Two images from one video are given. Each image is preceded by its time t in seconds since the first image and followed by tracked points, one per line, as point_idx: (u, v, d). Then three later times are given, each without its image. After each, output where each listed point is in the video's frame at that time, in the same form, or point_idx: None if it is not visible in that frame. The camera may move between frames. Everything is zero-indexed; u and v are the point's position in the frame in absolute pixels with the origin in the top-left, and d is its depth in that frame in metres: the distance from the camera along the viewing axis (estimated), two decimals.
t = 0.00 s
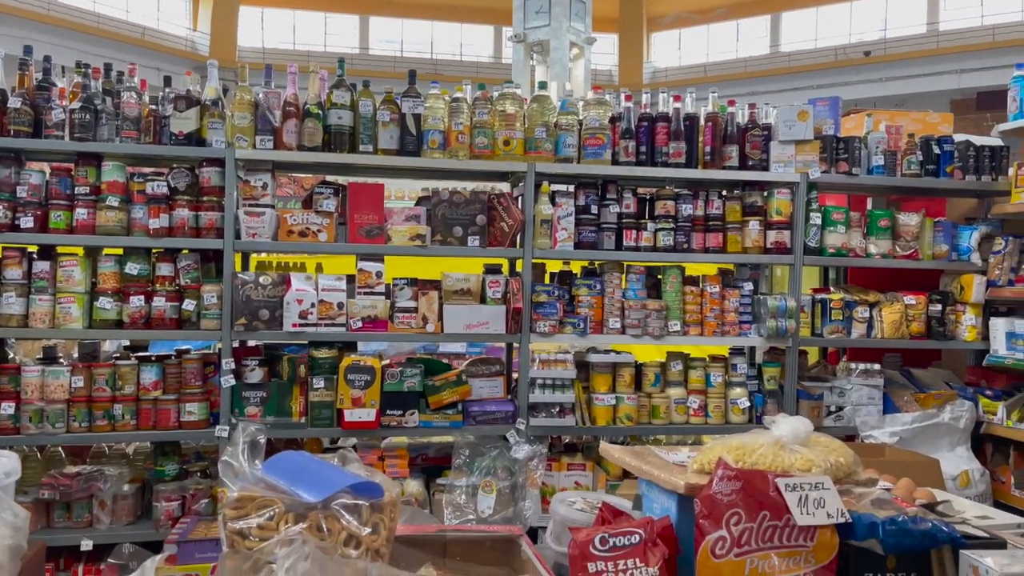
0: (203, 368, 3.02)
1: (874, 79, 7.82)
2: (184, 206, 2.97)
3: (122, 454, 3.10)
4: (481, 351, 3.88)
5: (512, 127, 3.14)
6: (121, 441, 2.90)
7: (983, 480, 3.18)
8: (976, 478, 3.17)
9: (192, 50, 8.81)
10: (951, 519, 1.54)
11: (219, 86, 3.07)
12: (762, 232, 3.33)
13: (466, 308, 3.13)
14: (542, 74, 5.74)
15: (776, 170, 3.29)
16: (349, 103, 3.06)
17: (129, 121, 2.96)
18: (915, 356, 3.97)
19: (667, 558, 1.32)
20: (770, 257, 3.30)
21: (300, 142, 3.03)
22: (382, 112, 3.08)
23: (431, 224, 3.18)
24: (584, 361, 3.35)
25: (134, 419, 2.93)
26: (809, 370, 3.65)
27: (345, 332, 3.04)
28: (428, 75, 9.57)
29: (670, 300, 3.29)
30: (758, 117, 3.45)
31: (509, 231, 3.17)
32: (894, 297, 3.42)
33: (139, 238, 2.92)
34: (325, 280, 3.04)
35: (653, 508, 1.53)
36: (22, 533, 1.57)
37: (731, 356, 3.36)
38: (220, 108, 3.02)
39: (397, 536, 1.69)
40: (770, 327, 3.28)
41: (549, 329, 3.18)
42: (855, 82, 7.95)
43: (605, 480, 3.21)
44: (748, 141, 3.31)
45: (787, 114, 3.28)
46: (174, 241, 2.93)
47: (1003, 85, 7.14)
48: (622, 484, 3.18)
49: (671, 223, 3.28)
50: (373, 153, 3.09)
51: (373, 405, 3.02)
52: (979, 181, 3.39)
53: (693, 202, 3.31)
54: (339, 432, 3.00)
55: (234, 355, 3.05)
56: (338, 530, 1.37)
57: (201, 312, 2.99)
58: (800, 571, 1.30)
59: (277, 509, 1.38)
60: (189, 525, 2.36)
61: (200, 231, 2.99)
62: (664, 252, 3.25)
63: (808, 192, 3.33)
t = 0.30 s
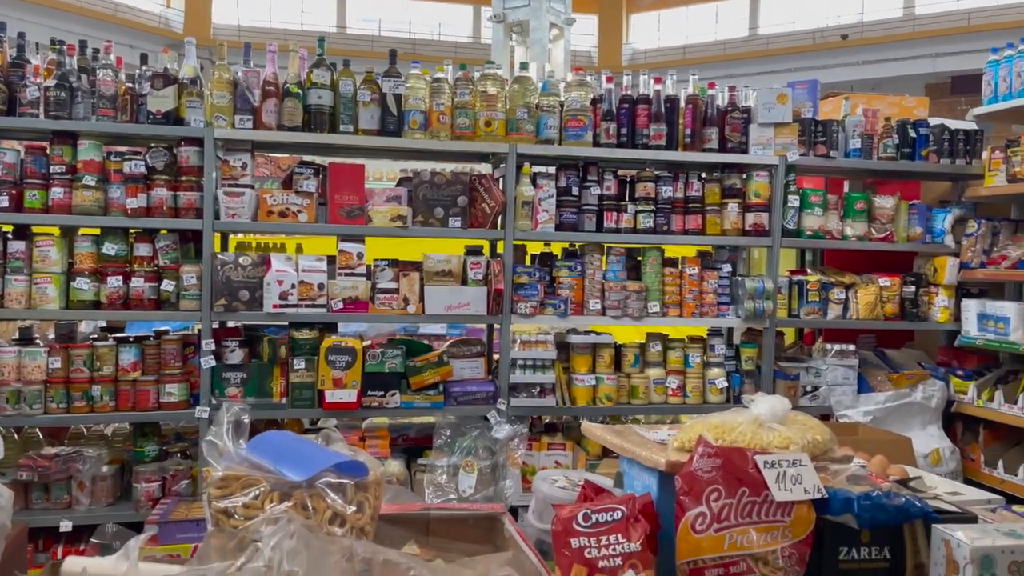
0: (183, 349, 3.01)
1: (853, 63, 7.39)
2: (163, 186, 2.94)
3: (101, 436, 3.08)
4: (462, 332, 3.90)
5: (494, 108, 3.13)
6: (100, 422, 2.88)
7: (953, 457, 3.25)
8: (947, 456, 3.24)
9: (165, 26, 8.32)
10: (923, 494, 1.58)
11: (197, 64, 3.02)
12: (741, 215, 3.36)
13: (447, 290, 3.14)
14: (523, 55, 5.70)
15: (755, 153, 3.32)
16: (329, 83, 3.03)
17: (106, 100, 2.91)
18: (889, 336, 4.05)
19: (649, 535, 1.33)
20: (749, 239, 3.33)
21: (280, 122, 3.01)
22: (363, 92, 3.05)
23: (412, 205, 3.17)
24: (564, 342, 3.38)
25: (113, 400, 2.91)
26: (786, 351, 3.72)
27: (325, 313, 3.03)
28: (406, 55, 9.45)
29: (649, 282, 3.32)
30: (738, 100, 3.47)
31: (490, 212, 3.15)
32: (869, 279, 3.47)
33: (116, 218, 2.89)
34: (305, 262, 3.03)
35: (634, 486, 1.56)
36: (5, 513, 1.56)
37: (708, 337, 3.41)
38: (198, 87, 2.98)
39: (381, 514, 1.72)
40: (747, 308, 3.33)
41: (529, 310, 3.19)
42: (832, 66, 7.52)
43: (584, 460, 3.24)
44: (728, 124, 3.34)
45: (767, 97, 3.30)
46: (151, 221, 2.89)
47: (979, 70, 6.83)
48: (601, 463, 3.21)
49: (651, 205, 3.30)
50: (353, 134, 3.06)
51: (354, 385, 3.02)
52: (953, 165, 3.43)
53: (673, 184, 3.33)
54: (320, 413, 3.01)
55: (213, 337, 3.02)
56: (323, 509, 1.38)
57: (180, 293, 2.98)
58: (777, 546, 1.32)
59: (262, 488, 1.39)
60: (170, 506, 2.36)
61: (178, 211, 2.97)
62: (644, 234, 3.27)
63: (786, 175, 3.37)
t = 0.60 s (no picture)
0: (160, 327, 2.99)
1: (820, 46, 7.36)
2: (138, 163, 2.89)
3: (77, 415, 3.04)
4: (440, 310, 3.92)
5: (473, 86, 3.13)
6: (76, 402, 2.85)
7: (920, 430, 3.35)
8: (914, 429, 3.33)
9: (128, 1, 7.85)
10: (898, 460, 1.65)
11: (171, 39, 2.97)
12: (716, 193, 3.41)
13: (427, 268, 3.14)
14: (496, 35, 5.66)
15: (731, 132, 3.36)
16: (306, 59, 3.01)
17: (78, 75, 2.84)
18: (860, 314, 4.15)
19: (635, 501, 1.37)
20: (724, 218, 3.38)
21: (257, 98, 2.97)
22: (340, 69, 3.03)
23: (390, 182, 3.16)
24: (543, 320, 3.42)
25: (89, 379, 2.88)
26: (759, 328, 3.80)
27: (304, 291, 3.02)
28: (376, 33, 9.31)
29: (627, 260, 3.36)
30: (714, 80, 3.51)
31: (470, 190, 3.17)
32: (841, 257, 3.56)
33: (91, 195, 2.85)
34: (283, 240, 3.01)
35: (617, 455, 1.59)
36: None
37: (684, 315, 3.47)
38: (174, 63, 2.94)
39: (368, 486, 1.73)
40: (722, 286, 3.39)
41: (509, 288, 3.21)
42: (801, 49, 7.44)
43: (563, 436, 3.28)
44: (704, 104, 3.36)
45: (742, 77, 3.34)
46: (127, 199, 2.86)
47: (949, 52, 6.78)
48: (579, 439, 3.25)
49: (628, 183, 3.33)
50: (331, 111, 3.04)
51: (334, 363, 3.02)
52: (923, 145, 3.52)
53: (650, 162, 3.36)
54: (299, 391, 3.01)
55: (191, 315, 2.98)
56: (313, 480, 1.40)
57: (157, 271, 2.95)
58: (758, 511, 1.35)
59: (252, 459, 1.40)
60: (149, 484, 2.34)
61: (154, 188, 2.93)
62: (622, 213, 3.30)
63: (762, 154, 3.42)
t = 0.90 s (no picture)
0: (136, 309, 2.96)
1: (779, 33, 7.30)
2: (111, 142, 2.85)
3: (51, 399, 3.00)
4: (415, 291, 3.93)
5: (450, 67, 3.13)
6: (50, 384, 2.82)
7: (887, 405, 3.45)
8: (881, 404, 3.43)
9: None
10: (872, 426, 1.71)
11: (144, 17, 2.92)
12: (691, 174, 3.45)
13: (405, 249, 3.14)
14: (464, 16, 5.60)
15: (705, 114, 3.41)
16: (282, 39, 2.98)
17: (49, 53, 2.81)
18: (828, 293, 4.25)
19: (625, 471, 1.42)
20: (698, 199, 3.44)
21: (232, 78, 2.94)
22: (317, 49, 3.01)
23: (368, 163, 3.15)
24: (521, 300, 3.45)
25: (64, 361, 2.85)
26: (732, 307, 3.87)
27: (282, 273, 3.01)
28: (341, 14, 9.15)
29: (603, 241, 3.40)
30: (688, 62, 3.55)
31: (448, 171, 3.17)
32: (812, 238, 3.64)
33: (63, 175, 2.80)
34: (260, 221, 2.99)
35: (604, 428, 1.64)
36: None
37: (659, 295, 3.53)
38: (147, 41, 2.89)
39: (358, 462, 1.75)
40: (697, 267, 3.44)
41: (487, 269, 3.23)
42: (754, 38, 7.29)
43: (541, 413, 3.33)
44: (679, 86, 3.41)
45: (716, 60, 3.37)
46: (101, 179, 2.81)
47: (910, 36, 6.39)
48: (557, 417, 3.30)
49: (605, 164, 3.35)
50: (308, 91, 3.03)
51: (313, 344, 3.02)
52: (891, 128, 3.61)
53: (626, 144, 3.40)
54: (278, 371, 3.00)
55: (167, 296, 2.98)
56: (307, 454, 1.41)
57: (132, 253, 2.91)
58: (743, 479, 1.38)
59: (246, 435, 1.42)
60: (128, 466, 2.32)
61: (128, 168, 2.89)
62: (599, 194, 3.33)
63: (734, 136, 3.47)
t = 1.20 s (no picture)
0: (97, 299, 2.95)
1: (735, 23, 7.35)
2: (70, 129, 2.80)
3: (9, 390, 2.97)
4: (379, 280, 3.94)
5: (414, 54, 3.14)
6: (10, 375, 2.78)
7: (842, 386, 3.56)
8: (836, 385, 3.54)
9: None
10: (831, 404, 1.74)
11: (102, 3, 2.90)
12: (653, 162, 3.51)
13: (371, 237, 3.15)
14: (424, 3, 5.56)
15: (667, 103, 3.47)
16: (245, 25, 2.95)
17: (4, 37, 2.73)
18: (785, 278, 4.37)
19: (596, 448, 1.46)
20: (660, 186, 3.50)
21: (194, 64, 2.91)
22: (280, 35, 2.99)
23: (331, 150, 3.13)
24: (486, 287, 3.48)
25: (23, 352, 2.81)
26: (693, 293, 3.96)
27: (247, 261, 2.99)
28: None
29: (568, 229, 3.45)
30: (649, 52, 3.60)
31: (414, 158, 3.18)
32: (769, 225, 3.73)
33: (20, 162, 2.73)
34: (224, 209, 2.97)
35: (574, 409, 1.69)
36: None
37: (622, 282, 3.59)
38: (106, 26, 2.86)
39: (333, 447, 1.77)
40: (659, 253, 3.51)
41: (454, 256, 3.26)
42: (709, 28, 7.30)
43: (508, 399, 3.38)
44: (641, 75, 3.46)
45: (677, 49, 3.44)
46: (59, 166, 2.77)
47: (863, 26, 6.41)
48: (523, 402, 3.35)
49: (569, 152, 3.40)
50: (272, 78, 3.00)
51: (279, 332, 3.02)
52: (845, 117, 3.73)
53: (589, 132, 3.44)
54: (244, 360, 2.99)
55: (130, 286, 2.96)
56: (284, 438, 1.43)
57: (93, 241, 2.87)
58: (710, 455, 1.43)
59: (223, 420, 1.43)
60: (92, 457, 2.29)
61: (88, 155, 2.84)
62: (563, 181, 3.38)
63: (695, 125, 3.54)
